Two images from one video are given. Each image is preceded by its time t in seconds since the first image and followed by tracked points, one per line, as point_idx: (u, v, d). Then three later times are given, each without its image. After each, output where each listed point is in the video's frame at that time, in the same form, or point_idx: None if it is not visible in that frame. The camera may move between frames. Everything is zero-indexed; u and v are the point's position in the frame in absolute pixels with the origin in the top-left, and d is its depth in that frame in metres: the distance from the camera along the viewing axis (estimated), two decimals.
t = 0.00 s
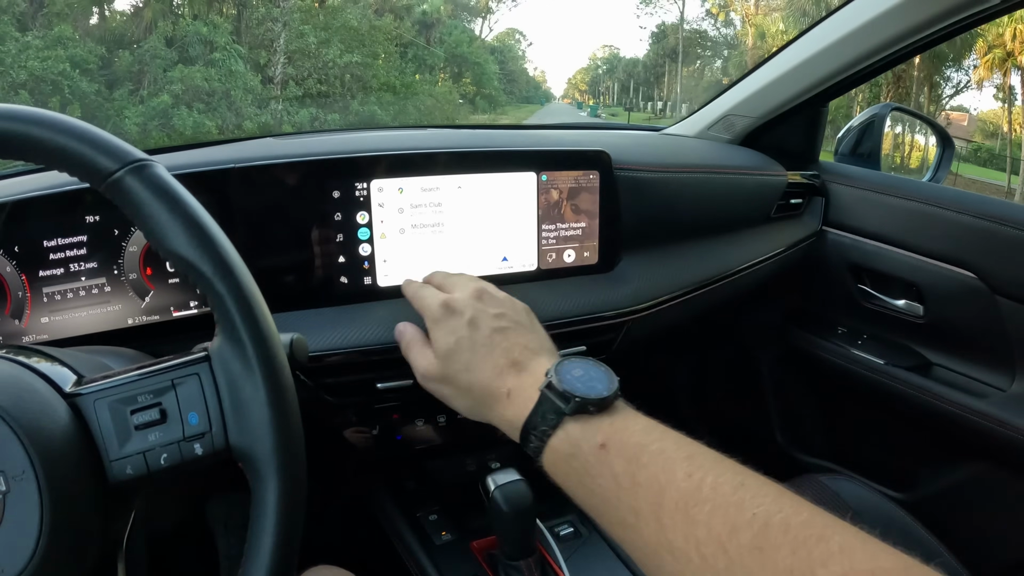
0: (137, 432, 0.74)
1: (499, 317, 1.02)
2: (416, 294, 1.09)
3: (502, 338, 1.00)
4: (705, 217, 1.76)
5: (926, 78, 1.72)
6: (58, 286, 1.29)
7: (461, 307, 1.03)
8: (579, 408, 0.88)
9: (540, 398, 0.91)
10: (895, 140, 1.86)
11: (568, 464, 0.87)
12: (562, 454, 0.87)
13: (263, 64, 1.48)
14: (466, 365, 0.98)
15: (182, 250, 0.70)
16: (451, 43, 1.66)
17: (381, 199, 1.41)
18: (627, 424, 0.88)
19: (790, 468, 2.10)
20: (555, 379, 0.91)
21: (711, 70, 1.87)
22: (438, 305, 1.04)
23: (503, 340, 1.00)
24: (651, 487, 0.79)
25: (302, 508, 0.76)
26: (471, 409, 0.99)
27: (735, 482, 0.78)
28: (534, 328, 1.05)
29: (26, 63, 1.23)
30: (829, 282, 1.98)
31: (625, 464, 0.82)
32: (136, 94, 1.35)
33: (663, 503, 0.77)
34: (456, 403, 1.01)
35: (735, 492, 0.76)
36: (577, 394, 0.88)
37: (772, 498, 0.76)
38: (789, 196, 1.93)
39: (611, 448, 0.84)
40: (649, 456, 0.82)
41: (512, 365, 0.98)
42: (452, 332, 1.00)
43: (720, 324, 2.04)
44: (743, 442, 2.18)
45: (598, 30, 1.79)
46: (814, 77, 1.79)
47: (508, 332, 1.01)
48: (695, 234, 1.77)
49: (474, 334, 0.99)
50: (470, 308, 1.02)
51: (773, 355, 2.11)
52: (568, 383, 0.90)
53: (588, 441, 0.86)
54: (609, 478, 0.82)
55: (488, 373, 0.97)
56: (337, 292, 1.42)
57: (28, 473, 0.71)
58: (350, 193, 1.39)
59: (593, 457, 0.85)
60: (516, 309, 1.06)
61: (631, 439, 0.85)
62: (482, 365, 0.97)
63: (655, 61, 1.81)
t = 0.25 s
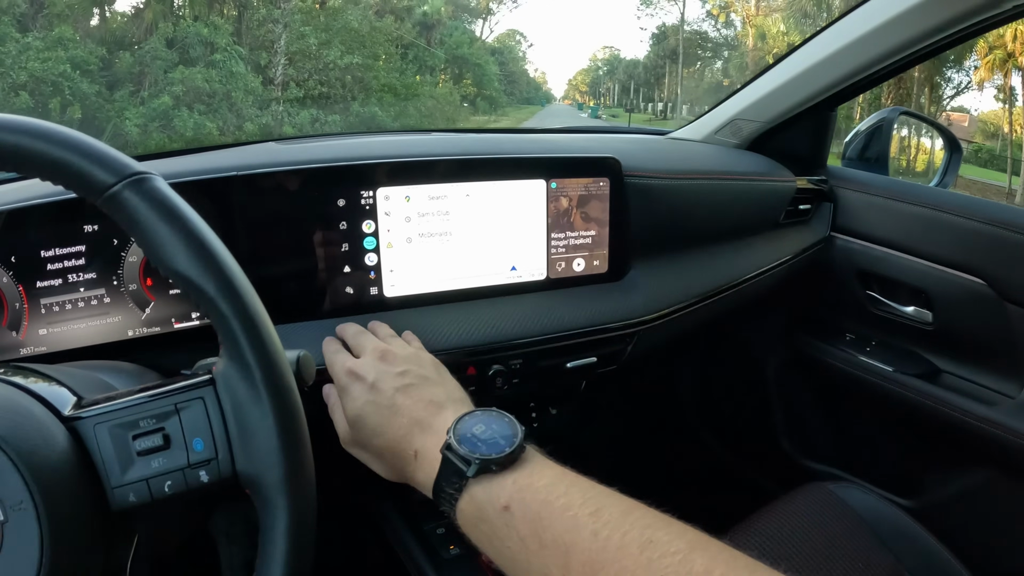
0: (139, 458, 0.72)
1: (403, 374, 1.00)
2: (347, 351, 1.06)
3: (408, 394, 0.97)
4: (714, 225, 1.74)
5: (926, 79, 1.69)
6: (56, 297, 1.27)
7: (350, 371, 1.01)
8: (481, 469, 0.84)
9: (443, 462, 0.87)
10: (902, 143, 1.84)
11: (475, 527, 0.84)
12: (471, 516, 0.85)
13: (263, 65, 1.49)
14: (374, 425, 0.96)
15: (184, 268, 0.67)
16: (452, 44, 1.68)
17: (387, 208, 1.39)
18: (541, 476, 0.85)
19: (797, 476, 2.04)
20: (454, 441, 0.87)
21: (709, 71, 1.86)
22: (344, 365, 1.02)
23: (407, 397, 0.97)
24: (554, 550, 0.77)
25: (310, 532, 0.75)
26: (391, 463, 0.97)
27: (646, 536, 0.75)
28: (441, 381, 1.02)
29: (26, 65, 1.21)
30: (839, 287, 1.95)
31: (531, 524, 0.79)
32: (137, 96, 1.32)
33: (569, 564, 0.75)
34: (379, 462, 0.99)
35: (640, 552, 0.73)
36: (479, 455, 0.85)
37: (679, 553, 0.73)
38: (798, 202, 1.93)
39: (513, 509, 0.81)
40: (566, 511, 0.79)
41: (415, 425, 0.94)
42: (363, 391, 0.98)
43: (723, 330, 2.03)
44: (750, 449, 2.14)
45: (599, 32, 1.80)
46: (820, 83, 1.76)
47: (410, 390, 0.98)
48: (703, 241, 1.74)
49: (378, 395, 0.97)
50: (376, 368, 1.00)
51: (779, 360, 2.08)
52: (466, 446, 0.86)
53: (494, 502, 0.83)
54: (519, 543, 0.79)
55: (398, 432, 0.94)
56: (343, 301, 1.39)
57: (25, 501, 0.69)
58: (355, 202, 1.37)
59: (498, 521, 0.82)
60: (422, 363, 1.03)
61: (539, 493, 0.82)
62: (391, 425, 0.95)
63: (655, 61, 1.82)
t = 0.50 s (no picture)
0: (146, 460, 0.72)
1: (517, 378, 1.03)
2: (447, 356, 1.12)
3: (524, 397, 1.00)
4: (718, 227, 1.73)
5: (927, 80, 1.68)
6: (60, 298, 1.26)
7: (464, 374, 1.06)
8: (593, 470, 0.85)
9: (558, 462, 0.89)
10: (905, 144, 1.84)
11: (587, 525, 0.85)
12: (582, 514, 0.86)
13: (265, 67, 1.48)
14: (490, 424, 0.99)
15: (192, 270, 0.67)
16: (453, 45, 1.69)
17: (393, 209, 1.38)
18: (644, 477, 0.86)
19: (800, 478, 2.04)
20: (569, 444, 0.89)
21: (712, 74, 1.85)
22: (460, 367, 1.07)
23: (523, 399, 1.00)
24: (664, 545, 0.78)
25: (318, 535, 0.74)
26: (501, 463, 0.99)
27: (745, 540, 0.75)
28: (552, 386, 1.05)
29: (28, 67, 1.20)
30: (842, 289, 1.94)
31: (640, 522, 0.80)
32: (139, 98, 1.31)
33: (677, 563, 0.76)
34: (486, 463, 1.01)
35: (744, 551, 0.74)
36: (592, 458, 0.86)
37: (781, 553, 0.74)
38: (801, 203, 1.90)
39: (627, 507, 0.82)
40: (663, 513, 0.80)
41: (530, 426, 0.96)
42: (476, 392, 1.02)
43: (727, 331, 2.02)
44: (753, 451, 2.14)
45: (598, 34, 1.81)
46: (824, 85, 1.76)
47: (524, 393, 1.01)
48: (707, 242, 1.74)
49: (493, 395, 1.01)
50: (490, 370, 1.04)
51: (783, 362, 2.08)
52: (582, 448, 0.88)
53: (605, 499, 0.84)
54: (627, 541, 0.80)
55: (512, 432, 0.96)
56: (347, 303, 1.40)
57: (31, 504, 0.68)
58: (361, 203, 1.37)
59: (610, 518, 0.83)
60: (534, 369, 1.06)
61: (645, 494, 0.83)
62: (505, 424, 0.98)
63: (656, 62, 1.82)
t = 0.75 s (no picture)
0: (150, 454, 0.73)
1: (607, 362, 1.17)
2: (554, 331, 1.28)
3: (609, 377, 1.13)
4: (717, 227, 1.75)
5: (928, 80, 1.70)
6: (63, 297, 1.28)
7: (575, 344, 1.21)
8: (665, 443, 0.96)
9: (633, 432, 1.00)
10: (903, 145, 1.85)
11: (649, 491, 0.95)
12: (646, 481, 0.96)
13: (267, 69, 1.50)
14: (572, 395, 1.13)
15: (195, 266, 0.68)
16: (452, 47, 1.69)
17: (393, 209, 1.40)
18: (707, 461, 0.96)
19: (799, 475, 2.07)
20: (647, 416, 1.00)
21: (715, 75, 1.88)
22: (557, 341, 1.23)
23: (608, 377, 1.14)
24: (720, 516, 0.86)
25: (319, 528, 0.75)
26: (575, 430, 1.12)
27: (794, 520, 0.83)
28: (635, 377, 1.17)
29: (30, 69, 1.23)
30: (839, 288, 1.95)
31: (701, 494, 0.90)
32: (139, 100, 1.33)
33: (731, 532, 0.84)
34: (565, 429, 1.15)
35: (795, 527, 0.82)
36: (666, 432, 0.97)
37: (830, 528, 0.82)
38: (800, 203, 1.92)
39: (691, 479, 0.92)
40: (721, 493, 0.89)
41: (610, 400, 1.09)
42: (570, 365, 1.17)
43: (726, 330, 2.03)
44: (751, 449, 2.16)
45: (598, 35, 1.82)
46: (823, 84, 1.77)
47: (609, 372, 1.15)
48: (707, 242, 1.76)
49: (585, 369, 1.15)
50: (586, 348, 1.19)
51: (781, 362, 2.09)
52: (658, 421, 0.99)
53: (670, 472, 0.94)
54: (686, 507, 0.90)
55: (590, 403, 1.10)
56: (349, 302, 1.41)
57: (37, 496, 0.70)
58: (361, 203, 1.38)
59: (674, 487, 0.93)
60: (622, 356, 1.21)
61: (708, 472, 0.92)
62: (587, 396, 1.11)
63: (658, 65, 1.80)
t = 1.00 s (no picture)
0: (175, 464, 0.75)
1: (514, 346, 1.04)
2: (457, 313, 1.11)
3: (519, 366, 1.01)
4: (722, 231, 1.76)
5: (929, 81, 1.69)
6: (76, 304, 1.29)
7: (478, 333, 1.04)
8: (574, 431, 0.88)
9: (541, 424, 0.92)
10: (905, 147, 1.85)
11: (564, 482, 0.88)
12: (560, 473, 0.88)
13: (266, 70, 1.53)
14: (483, 390, 1.01)
15: (220, 279, 0.70)
16: (455, 48, 1.70)
17: (405, 216, 1.43)
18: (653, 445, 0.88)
19: (803, 479, 2.07)
20: (553, 406, 0.91)
21: (713, 75, 1.86)
22: (458, 329, 1.06)
23: (518, 367, 1.02)
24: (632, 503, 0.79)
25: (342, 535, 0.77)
26: (490, 423, 1.03)
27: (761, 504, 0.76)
28: (550, 355, 1.07)
29: (32, 69, 1.26)
30: (842, 292, 1.97)
31: (612, 480, 0.82)
32: (141, 100, 1.37)
33: (643, 518, 0.77)
34: (483, 424, 1.05)
35: (707, 510, 0.74)
36: (575, 421, 0.89)
37: (744, 510, 0.75)
38: (803, 208, 1.93)
39: (602, 466, 0.84)
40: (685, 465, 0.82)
41: (522, 393, 0.99)
42: (474, 357, 1.03)
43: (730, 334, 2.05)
44: (755, 452, 2.17)
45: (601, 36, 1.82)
46: (826, 90, 1.78)
47: (522, 357, 1.03)
48: (712, 247, 1.77)
49: (493, 361, 1.02)
50: (490, 334, 1.04)
51: (785, 365, 2.11)
52: (566, 410, 0.91)
53: (580, 460, 0.87)
54: (599, 497, 0.82)
55: (506, 397, 0.99)
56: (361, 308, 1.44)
57: (63, 506, 0.71)
58: (373, 211, 1.42)
59: (586, 476, 0.85)
60: (534, 334, 1.08)
61: (619, 455, 0.85)
62: (499, 390, 1.00)
63: (659, 65, 1.82)
